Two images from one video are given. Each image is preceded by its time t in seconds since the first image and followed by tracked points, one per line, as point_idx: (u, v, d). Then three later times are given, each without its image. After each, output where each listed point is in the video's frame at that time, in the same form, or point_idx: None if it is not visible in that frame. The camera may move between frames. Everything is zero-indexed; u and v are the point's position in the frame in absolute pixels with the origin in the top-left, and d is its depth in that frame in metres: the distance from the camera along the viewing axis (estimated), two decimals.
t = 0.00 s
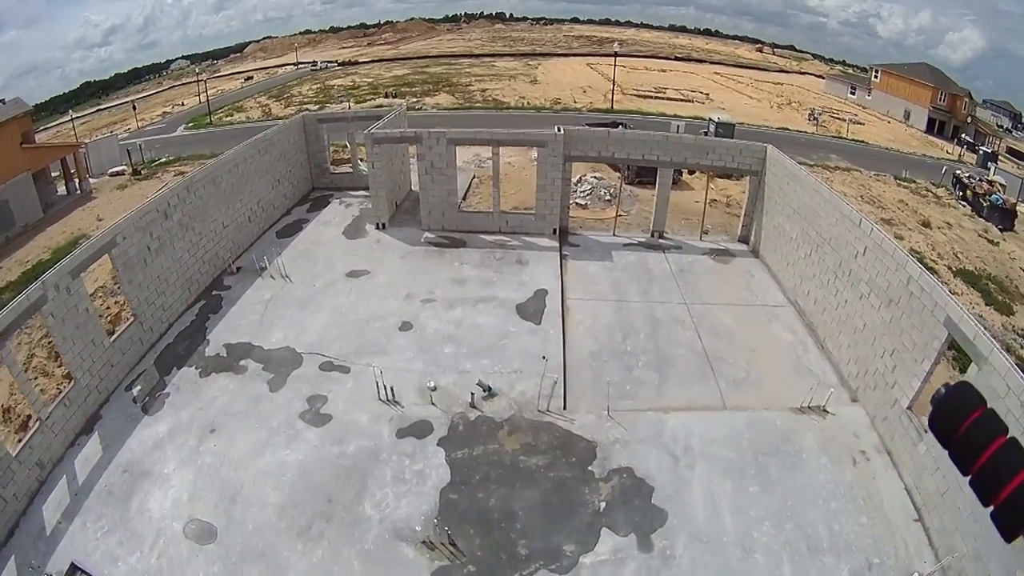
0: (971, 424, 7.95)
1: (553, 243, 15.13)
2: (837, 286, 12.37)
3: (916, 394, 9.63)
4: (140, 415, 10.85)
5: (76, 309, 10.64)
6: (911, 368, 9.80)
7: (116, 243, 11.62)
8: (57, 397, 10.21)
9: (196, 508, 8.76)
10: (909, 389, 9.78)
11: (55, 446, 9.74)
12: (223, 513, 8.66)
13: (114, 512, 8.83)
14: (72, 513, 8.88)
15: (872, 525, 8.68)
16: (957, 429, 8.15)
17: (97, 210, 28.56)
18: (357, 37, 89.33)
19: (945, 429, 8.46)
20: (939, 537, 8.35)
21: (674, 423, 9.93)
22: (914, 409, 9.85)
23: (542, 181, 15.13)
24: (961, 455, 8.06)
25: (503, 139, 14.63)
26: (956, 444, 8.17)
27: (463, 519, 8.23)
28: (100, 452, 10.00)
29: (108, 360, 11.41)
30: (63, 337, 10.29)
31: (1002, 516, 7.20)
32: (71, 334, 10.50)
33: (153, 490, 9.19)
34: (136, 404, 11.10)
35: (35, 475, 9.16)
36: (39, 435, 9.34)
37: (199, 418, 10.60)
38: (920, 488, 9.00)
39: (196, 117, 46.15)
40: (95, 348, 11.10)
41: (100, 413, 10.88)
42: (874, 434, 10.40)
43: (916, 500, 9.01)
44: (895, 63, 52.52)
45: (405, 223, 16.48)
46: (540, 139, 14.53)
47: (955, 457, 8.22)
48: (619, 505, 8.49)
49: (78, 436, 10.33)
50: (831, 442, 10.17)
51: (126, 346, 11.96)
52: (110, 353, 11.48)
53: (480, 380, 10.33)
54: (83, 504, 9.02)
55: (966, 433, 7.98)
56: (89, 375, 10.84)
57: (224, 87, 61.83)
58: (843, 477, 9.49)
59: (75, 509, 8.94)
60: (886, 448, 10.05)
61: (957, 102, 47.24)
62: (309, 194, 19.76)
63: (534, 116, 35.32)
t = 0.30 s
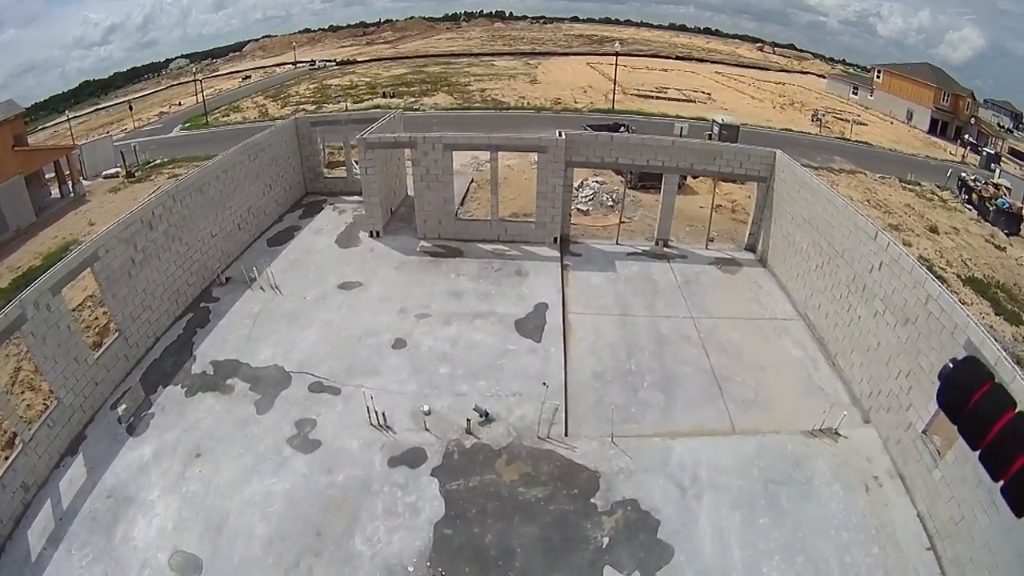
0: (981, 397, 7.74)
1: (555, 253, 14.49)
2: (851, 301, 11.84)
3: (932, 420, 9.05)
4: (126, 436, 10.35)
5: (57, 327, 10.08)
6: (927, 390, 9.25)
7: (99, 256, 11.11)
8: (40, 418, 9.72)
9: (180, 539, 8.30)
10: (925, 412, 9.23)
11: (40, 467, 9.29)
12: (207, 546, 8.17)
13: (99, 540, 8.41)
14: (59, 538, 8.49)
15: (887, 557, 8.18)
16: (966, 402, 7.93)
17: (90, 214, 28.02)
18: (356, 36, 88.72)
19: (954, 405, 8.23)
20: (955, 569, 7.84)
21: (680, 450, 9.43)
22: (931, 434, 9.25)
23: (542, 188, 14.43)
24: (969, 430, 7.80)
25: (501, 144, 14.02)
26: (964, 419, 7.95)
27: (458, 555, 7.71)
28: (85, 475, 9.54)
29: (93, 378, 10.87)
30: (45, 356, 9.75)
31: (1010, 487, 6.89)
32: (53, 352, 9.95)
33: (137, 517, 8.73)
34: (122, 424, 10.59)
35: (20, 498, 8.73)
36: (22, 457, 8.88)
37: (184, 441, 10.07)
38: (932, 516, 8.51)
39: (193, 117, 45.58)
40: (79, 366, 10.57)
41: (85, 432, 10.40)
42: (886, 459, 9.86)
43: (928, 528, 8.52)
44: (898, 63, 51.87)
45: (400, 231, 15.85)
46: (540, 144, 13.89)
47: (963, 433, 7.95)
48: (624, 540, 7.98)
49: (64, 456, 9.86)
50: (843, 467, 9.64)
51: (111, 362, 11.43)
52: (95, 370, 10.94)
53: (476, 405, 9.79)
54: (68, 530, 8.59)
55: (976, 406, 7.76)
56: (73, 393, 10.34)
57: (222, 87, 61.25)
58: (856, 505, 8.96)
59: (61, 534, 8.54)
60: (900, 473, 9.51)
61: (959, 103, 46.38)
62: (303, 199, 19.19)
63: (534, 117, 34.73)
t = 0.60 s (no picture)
0: (990, 379, 7.57)
1: (556, 262, 13.90)
2: (864, 318, 11.36)
3: (947, 446, 8.57)
4: (111, 455, 9.88)
5: (38, 344, 9.55)
6: (943, 413, 8.76)
7: (81, 268, 10.63)
8: (23, 436, 9.29)
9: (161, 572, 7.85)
10: (940, 438, 8.73)
11: (24, 487, 8.91)
12: None
13: (81, 568, 8.02)
14: (43, 562, 8.16)
15: None
16: (975, 383, 7.76)
17: (84, 215, 27.49)
18: (356, 34, 88.12)
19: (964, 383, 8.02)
20: None
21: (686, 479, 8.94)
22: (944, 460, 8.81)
23: (543, 196, 13.80)
24: (978, 413, 7.64)
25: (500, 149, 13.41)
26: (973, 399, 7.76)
27: None
28: (70, 495, 9.14)
29: (76, 395, 10.36)
30: (26, 375, 9.25)
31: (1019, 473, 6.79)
32: (35, 369, 9.44)
33: (120, 544, 8.31)
34: (107, 443, 10.14)
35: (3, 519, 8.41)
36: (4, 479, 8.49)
37: (168, 463, 9.59)
38: (943, 545, 8.17)
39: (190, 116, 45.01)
40: (63, 383, 10.07)
41: (70, 450, 9.98)
42: (897, 484, 9.40)
43: (939, 558, 8.16)
44: (901, 64, 51.33)
45: (395, 238, 15.26)
46: (542, 149, 13.28)
47: (973, 414, 7.80)
48: None
49: (49, 475, 9.47)
50: (853, 495, 9.15)
51: (96, 377, 10.94)
52: (79, 386, 10.46)
53: (472, 431, 9.30)
54: (52, 554, 8.25)
55: (986, 387, 7.60)
56: (58, 410, 9.89)
57: (220, 84, 60.66)
58: (867, 535, 8.50)
59: (45, 559, 8.20)
60: (910, 499, 9.07)
61: (962, 105, 45.82)
62: (296, 204, 18.67)
63: (534, 118, 34.17)
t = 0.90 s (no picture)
0: (993, 390, 7.65)
1: (561, 276, 13.37)
2: (880, 338, 10.88)
3: (965, 475, 8.18)
4: (99, 477, 9.47)
5: (25, 363, 9.14)
6: (959, 441, 8.37)
7: (66, 284, 10.20)
8: (9, 458, 8.88)
9: None
10: (957, 466, 8.33)
11: (10, 510, 8.52)
12: None
13: None
14: None
15: None
16: (980, 396, 7.83)
17: (81, 220, 27.10)
18: (359, 36, 88.03)
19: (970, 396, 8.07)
20: None
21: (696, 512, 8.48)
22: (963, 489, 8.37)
23: (547, 208, 13.23)
24: (984, 424, 7.71)
25: (502, 159, 12.88)
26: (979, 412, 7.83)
27: None
28: (57, 518, 8.76)
29: (64, 413, 9.95)
30: (11, 394, 8.84)
31: None
32: (21, 389, 9.03)
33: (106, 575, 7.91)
34: (95, 464, 9.73)
35: None
36: None
37: (156, 488, 9.15)
38: None
39: (191, 118, 44.67)
40: (50, 402, 9.66)
41: (57, 471, 9.57)
42: (911, 512, 8.98)
43: None
44: (906, 69, 50.91)
45: (393, 250, 14.74)
46: (546, 159, 12.74)
47: (978, 426, 7.87)
48: None
49: (36, 497, 9.08)
50: (868, 525, 8.71)
51: (85, 396, 10.51)
52: (67, 405, 10.03)
53: (472, 460, 8.86)
54: None
55: (989, 399, 7.67)
56: (45, 430, 9.47)
57: (222, 87, 60.40)
58: (883, 569, 8.06)
59: None
60: (924, 527, 8.68)
61: (968, 110, 45.73)
62: (293, 212, 18.24)
63: (537, 123, 33.72)
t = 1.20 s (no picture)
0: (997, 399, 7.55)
1: (567, 289, 12.86)
2: (899, 357, 10.39)
3: (983, 502, 7.79)
4: (88, 498, 9.10)
5: (12, 380, 8.73)
6: (977, 466, 7.97)
7: (53, 298, 9.77)
8: None
9: None
10: (974, 492, 7.94)
11: None
12: None
13: None
14: None
15: None
16: (982, 404, 7.71)
17: (79, 223, 26.71)
18: (362, 36, 87.71)
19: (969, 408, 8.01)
20: None
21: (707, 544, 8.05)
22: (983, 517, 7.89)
23: (552, 217, 12.64)
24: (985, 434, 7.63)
25: (506, 165, 12.19)
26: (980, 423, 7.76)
27: None
28: (46, 540, 8.42)
29: (53, 431, 9.57)
30: None
31: None
32: (8, 408, 8.62)
33: None
34: (85, 483, 9.35)
35: None
36: None
37: (145, 512, 8.73)
38: None
39: (191, 119, 44.30)
40: (39, 420, 9.25)
41: (46, 489, 9.21)
42: (927, 538, 8.58)
43: None
44: (912, 70, 50.28)
45: (392, 259, 14.23)
46: (551, 167, 12.14)
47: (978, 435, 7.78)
48: None
49: (25, 517, 8.74)
50: (883, 553, 8.29)
51: (73, 412, 10.11)
52: (55, 422, 9.62)
53: (473, 489, 8.43)
54: None
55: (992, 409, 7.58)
56: (31, 450, 9.07)
57: (223, 87, 60.05)
58: None
59: None
60: (940, 553, 8.31)
61: (974, 112, 44.88)
62: (290, 218, 17.80)
63: (541, 125, 33.22)
